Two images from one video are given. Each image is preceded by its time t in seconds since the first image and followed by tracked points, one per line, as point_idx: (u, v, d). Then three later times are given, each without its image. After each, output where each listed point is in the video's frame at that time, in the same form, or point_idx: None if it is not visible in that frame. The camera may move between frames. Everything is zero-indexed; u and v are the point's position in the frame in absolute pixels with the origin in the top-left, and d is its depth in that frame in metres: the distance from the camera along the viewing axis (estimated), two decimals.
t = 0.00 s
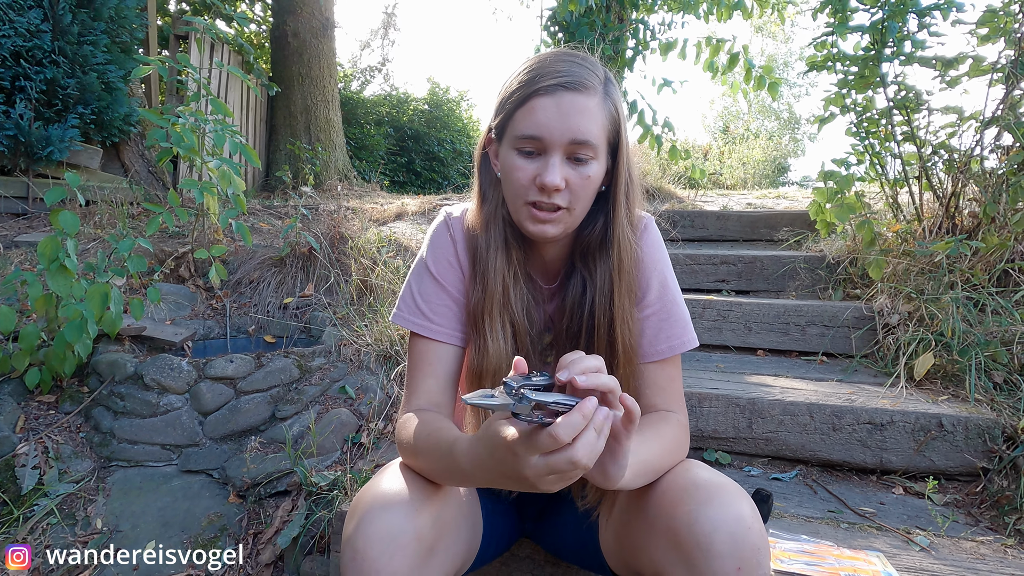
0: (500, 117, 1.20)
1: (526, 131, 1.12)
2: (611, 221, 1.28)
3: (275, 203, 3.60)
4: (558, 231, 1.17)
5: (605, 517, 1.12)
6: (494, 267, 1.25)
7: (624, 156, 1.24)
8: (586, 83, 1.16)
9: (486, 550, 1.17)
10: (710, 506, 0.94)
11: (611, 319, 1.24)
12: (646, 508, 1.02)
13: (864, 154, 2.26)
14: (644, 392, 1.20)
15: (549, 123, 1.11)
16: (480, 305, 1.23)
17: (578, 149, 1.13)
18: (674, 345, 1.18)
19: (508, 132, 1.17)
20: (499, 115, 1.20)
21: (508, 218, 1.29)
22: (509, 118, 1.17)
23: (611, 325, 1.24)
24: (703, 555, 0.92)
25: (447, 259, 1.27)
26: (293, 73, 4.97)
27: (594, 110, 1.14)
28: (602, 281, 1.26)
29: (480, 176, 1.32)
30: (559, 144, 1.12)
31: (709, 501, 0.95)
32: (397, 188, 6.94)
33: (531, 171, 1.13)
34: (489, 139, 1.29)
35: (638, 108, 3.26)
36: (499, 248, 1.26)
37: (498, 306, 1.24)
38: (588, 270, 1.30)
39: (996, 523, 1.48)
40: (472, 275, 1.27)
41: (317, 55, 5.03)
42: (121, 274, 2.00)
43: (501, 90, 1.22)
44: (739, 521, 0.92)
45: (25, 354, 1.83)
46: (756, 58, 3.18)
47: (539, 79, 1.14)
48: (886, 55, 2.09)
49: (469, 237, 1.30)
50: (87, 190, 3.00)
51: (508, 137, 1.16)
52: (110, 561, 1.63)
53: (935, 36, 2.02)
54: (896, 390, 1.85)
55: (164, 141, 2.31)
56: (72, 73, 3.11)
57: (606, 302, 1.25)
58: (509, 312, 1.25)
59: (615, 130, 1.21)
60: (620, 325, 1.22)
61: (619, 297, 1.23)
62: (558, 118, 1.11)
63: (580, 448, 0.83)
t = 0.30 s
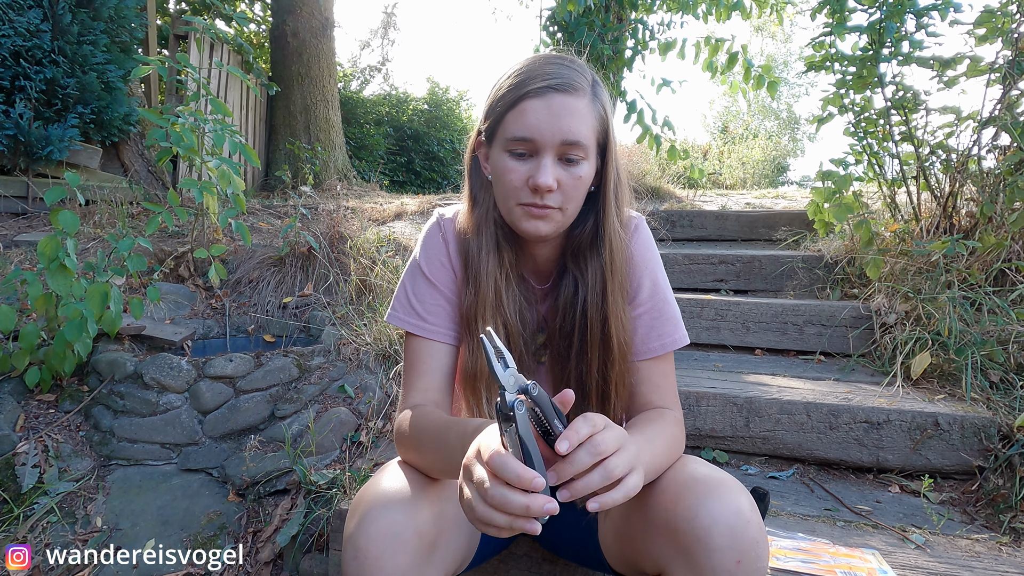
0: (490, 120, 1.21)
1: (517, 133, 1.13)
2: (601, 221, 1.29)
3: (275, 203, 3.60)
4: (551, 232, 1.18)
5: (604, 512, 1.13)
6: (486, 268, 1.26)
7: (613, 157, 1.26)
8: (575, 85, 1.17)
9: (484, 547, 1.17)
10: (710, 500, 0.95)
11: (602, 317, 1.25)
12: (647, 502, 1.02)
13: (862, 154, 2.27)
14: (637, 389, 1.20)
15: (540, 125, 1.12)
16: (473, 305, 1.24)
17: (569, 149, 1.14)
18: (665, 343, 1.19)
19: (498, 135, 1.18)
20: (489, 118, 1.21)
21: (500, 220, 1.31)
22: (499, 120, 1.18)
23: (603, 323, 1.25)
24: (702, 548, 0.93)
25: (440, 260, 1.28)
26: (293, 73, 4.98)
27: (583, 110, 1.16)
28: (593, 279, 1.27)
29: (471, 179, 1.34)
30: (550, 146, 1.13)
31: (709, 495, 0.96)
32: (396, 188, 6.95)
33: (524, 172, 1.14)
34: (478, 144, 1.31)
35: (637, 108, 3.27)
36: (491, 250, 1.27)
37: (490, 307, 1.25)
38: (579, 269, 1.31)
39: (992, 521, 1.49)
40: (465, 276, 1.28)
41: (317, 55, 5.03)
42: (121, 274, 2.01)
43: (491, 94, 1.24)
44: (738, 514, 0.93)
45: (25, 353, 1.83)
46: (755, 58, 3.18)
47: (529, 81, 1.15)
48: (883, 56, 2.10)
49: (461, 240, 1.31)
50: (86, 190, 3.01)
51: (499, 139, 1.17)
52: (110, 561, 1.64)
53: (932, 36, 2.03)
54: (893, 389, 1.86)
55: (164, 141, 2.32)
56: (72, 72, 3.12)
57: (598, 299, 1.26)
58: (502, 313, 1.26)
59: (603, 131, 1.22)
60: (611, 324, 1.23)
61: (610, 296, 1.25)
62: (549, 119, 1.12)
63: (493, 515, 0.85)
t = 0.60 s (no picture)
0: (485, 117, 1.22)
1: (517, 127, 1.14)
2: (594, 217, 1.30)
3: (275, 202, 3.61)
4: (551, 227, 1.18)
5: (602, 506, 1.14)
6: (482, 265, 1.27)
7: (604, 152, 1.28)
8: (570, 80, 1.19)
9: (483, 543, 1.18)
10: (709, 495, 0.96)
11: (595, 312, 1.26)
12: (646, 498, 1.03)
13: (860, 153, 2.28)
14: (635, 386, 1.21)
15: (539, 118, 1.13)
16: (468, 303, 1.24)
17: (567, 143, 1.16)
18: (659, 342, 1.19)
19: (496, 131, 1.18)
20: (485, 114, 1.22)
21: (494, 218, 1.31)
22: (496, 116, 1.19)
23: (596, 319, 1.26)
24: (700, 543, 0.94)
25: (435, 259, 1.29)
26: (292, 72, 4.98)
27: (579, 105, 1.18)
28: (586, 274, 1.29)
29: (464, 178, 1.34)
30: (549, 139, 1.14)
31: (708, 490, 0.96)
32: (396, 186, 6.95)
33: (524, 166, 1.15)
34: (471, 143, 1.31)
35: (636, 107, 3.28)
36: (485, 248, 1.28)
37: (485, 304, 1.25)
38: (572, 265, 1.33)
39: (988, 517, 1.50)
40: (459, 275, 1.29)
41: (316, 53, 5.03)
42: (122, 272, 2.02)
43: (486, 90, 1.25)
44: (736, 510, 0.94)
45: (26, 351, 1.84)
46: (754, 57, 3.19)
47: (525, 76, 1.17)
48: (882, 55, 2.11)
49: (455, 239, 1.32)
50: (86, 189, 3.01)
51: (497, 135, 1.18)
52: (110, 561, 1.64)
53: (930, 36, 2.03)
54: (890, 387, 1.87)
55: (164, 139, 2.32)
56: (71, 71, 3.12)
57: (590, 293, 1.28)
58: (497, 310, 1.27)
59: (596, 125, 1.25)
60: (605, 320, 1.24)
61: (603, 292, 1.26)
62: (547, 113, 1.14)
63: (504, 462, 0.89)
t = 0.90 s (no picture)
0: (482, 114, 1.24)
1: (513, 120, 1.16)
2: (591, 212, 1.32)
3: (274, 201, 3.61)
4: (550, 218, 1.19)
5: (599, 500, 1.15)
6: (481, 260, 1.27)
7: (599, 146, 1.30)
8: (564, 74, 1.21)
9: (484, 538, 1.19)
10: (704, 490, 0.96)
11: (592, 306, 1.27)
12: (643, 492, 1.03)
13: (859, 151, 2.29)
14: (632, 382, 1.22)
15: (535, 111, 1.15)
16: (469, 298, 1.25)
17: (563, 135, 1.17)
18: (656, 340, 1.21)
19: (492, 126, 1.20)
20: (481, 111, 1.23)
21: (494, 214, 1.32)
22: (492, 111, 1.20)
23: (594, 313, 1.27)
24: (694, 538, 0.94)
25: (436, 256, 1.30)
26: (291, 70, 4.98)
27: (574, 98, 1.20)
28: (585, 269, 1.29)
29: (462, 176, 1.35)
30: (545, 131, 1.15)
31: (703, 486, 0.97)
32: (395, 185, 6.96)
33: (522, 159, 1.16)
34: (468, 141, 1.33)
35: (635, 105, 3.28)
36: (485, 243, 1.29)
37: (485, 298, 1.26)
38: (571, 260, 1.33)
39: (984, 513, 1.51)
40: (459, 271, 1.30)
41: (315, 52, 5.03)
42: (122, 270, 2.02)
43: (482, 88, 1.27)
44: (730, 506, 0.95)
45: (27, 349, 1.84)
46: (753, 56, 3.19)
47: (519, 71, 1.19)
48: (881, 53, 2.11)
49: (455, 236, 1.33)
50: (85, 187, 3.01)
51: (494, 129, 1.19)
52: (109, 561, 1.64)
53: (929, 34, 2.04)
54: (888, 384, 1.88)
55: (164, 138, 2.33)
56: (71, 69, 3.12)
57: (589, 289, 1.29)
58: (497, 305, 1.27)
59: (591, 120, 1.26)
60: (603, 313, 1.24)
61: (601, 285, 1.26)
62: (543, 106, 1.15)
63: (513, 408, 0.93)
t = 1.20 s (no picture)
0: (487, 111, 1.25)
1: (517, 116, 1.17)
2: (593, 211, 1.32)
3: (274, 199, 3.61)
4: (552, 214, 1.19)
5: (601, 497, 1.16)
6: (483, 257, 1.28)
7: (602, 146, 1.31)
8: (568, 72, 1.22)
9: (485, 535, 1.19)
10: (705, 487, 0.97)
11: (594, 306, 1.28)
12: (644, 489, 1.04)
13: (858, 150, 2.30)
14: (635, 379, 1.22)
15: (539, 108, 1.16)
16: (471, 296, 1.25)
17: (567, 132, 1.18)
18: (659, 337, 1.21)
19: (497, 122, 1.21)
20: (486, 107, 1.24)
21: (496, 212, 1.33)
22: (497, 108, 1.21)
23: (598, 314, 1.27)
24: (696, 534, 0.95)
25: (438, 254, 1.30)
26: (290, 69, 4.98)
27: (578, 95, 1.21)
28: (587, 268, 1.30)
29: (466, 174, 1.36)
30: (549, 127, 1.16)
31: (703, 482, 0.98)
32: (394, 184, 6.96)
33: (525, 154, 1.16)
34: (473, 139, 1.34)
35: (635, 104, 3.29)
36: (488, 240, 1.29)
37: (487, 295, 1.26)
38: (572, 259, 1.34)
39: (982, 510, 1.52)
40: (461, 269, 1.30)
41: (315, 51, 5.03)
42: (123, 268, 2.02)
43: (487, 87, 1.28)
44: (730, 502, 0.96)
45: (28, 347, 1.84)
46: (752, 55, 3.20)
47: (524, 69, 1.20)
48: (880, 52, 2.12)
49: (457, 234, 1.33)
50: (85, 186, 3.01)
51: (498, 126, 1.20)
52: (109, 561, 1.64)
53: (928, 34, 2.05)
54: (886, 382, 1.89)
55: (164, 136, 2.33)
56: (70, 68, 3.11)
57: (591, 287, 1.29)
58: (499, 302, 1.28)
59: (594, 119, 1.27)
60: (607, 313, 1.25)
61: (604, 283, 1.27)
62: (547, 102, 1.16)
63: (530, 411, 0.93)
